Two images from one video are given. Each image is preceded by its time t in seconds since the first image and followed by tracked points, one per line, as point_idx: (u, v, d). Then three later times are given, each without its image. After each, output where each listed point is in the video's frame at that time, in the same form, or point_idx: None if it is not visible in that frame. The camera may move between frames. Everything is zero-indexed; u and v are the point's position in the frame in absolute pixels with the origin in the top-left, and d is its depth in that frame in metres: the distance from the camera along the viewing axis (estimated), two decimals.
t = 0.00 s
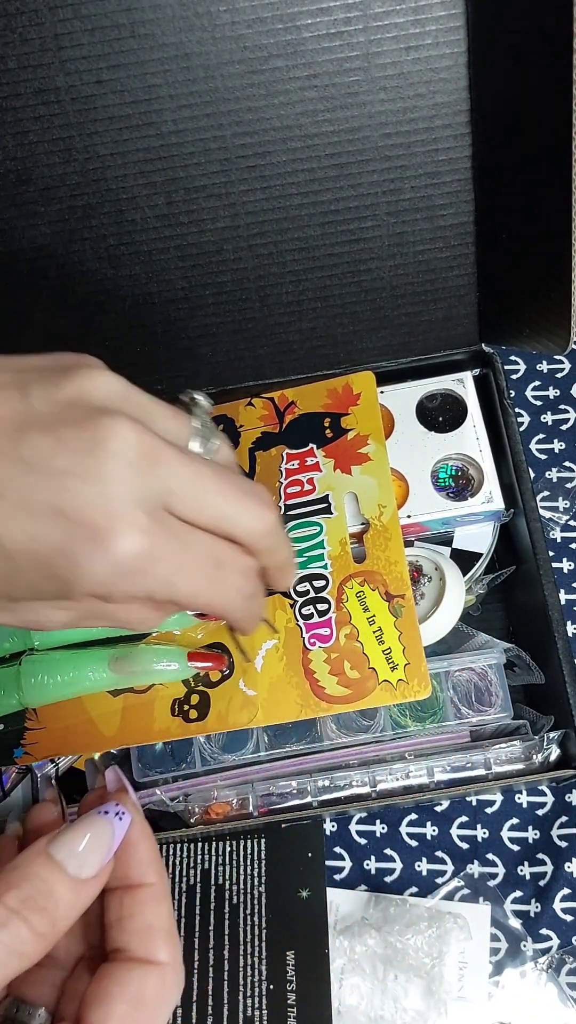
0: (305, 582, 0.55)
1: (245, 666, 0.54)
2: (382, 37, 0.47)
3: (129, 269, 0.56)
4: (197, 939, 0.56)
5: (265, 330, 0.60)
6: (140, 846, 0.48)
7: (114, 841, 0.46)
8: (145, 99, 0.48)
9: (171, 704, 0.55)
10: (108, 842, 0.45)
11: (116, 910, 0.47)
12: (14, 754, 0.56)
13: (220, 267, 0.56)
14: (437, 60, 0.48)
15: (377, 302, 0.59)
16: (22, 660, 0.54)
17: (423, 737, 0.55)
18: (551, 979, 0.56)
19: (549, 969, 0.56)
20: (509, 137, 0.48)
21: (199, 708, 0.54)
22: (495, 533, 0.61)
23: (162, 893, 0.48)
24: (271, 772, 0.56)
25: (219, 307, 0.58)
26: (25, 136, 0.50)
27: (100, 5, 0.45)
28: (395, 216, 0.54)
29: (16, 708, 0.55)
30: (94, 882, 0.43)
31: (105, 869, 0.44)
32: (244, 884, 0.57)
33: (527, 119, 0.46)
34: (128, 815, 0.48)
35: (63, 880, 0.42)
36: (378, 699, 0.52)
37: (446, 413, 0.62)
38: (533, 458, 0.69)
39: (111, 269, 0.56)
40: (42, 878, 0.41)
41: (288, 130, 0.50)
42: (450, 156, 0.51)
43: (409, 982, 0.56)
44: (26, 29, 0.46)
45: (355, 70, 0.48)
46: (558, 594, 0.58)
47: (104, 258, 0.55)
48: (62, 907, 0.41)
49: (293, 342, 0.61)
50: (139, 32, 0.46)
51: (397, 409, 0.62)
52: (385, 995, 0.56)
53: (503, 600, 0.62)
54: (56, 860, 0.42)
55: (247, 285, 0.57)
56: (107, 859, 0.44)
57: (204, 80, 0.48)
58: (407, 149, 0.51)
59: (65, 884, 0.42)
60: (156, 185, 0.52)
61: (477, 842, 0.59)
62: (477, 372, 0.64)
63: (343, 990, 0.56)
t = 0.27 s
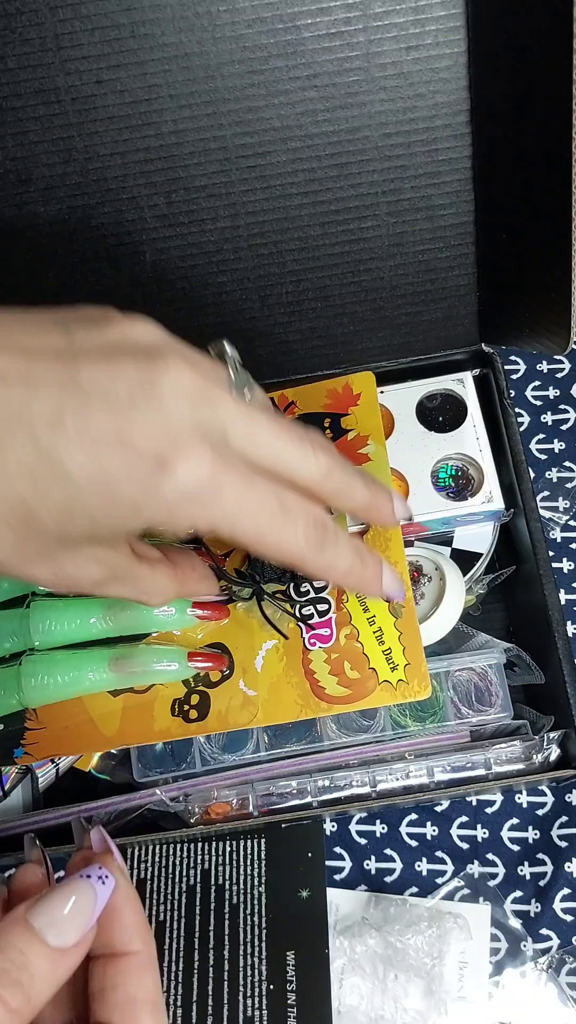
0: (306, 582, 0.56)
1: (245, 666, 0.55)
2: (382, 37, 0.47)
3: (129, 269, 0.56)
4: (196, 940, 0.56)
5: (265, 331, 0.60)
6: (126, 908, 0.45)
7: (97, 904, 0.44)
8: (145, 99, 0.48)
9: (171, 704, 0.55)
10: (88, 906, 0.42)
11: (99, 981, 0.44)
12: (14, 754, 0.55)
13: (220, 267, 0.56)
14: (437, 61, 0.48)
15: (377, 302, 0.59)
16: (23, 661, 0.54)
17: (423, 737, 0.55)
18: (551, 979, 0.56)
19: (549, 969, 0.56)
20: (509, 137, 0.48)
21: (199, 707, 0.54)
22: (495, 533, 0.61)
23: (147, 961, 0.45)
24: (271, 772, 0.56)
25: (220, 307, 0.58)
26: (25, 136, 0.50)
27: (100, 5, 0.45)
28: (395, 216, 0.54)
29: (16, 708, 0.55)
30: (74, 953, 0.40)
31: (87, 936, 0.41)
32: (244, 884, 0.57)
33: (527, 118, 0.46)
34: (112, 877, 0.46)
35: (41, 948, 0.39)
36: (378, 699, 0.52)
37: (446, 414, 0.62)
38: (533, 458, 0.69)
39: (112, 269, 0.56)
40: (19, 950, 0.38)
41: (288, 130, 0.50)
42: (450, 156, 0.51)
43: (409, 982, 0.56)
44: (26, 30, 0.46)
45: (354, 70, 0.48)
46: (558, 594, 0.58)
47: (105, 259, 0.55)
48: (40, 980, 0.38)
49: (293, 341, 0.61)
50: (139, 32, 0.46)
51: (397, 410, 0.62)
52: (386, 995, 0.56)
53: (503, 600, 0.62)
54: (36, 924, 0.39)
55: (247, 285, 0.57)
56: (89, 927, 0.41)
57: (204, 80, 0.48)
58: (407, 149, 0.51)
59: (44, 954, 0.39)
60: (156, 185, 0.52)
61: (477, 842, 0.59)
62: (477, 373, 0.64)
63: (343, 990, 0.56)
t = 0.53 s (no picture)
0: (305, 581, 0.55)
1: (245, 666, 0.54)
2: (382, 37, 0.47)
3: (128, 269, 0.55)
4: (196, 939, 0.56)
5: (265, 330, 0.59)
6: (121, 862, 0.46)
7: (94, 857, 0.44)
8: (145, 99, 0.49)
9: (171, 705, 0.55)
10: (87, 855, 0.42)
11: (97, 931, 0.45)
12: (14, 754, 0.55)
13: (220, 267, 0.55)
14: (436, 61, 0.48)
15: (377, 302, 0.58)
16: (22, 660, 0.55)
17: (422, 737, 0.56)
18: (551, 979, 0.56)
19: (549, 969, 0.56)
20: (509, 137, 0.48)
21: (199, 707, 0.54)
22: (495, 533, 0.61)
23: (142, 912, 0.46)
24: (270, 772, 0.56)
25: (220, 307, 0.58)
26: (25, 137, 0.50)
27: (100, 5, 0.45)
28: (395, 216, 0.54)
29: (16, 708, 0.55)
30: (75, 902, 0.40)
31: (86, 888, 0.41)
32: (244, 884, 0.57)
33: (527, 118, 0.46)
34: (107, 832, 0.46)
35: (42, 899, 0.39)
36: (378, 699, 0.52)
37: (445, 413, 0.62)
38: (533, 458, 0.69)
39: (111, 270, 0.55)
40: (19, 898, 0.38)
41: (288, 130, 0.50)
42: (450, 155, 0.52)
43: (409, 982, 0.56)
44: (26, 30, 0.46)
45: (355, 70, 0.48)
46: (558, 594, 0.58)
47: (104, 260, 0.55)
48: (41, 930, 0.38)
49: (293, 342, 0.60)
50: (139, 32, 0.46)
51: (397, 410, 0.62)
52: (386, 995, 0.55)
53: (503, 600, 0.62)
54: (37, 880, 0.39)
55: (247, 285, 0.57)
56: (87, 876, 0.41)
57: (204, 79, 0.48)
58: (407, 150, 0.51)
59: (44, 903, 0.39)
60: (156, 185, 0.52)
61: (477, 842, 0.59)
62: (477, 372, 0.64)
63: (343, 990, 0.55)
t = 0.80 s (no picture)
0: (306, 581, 0.55)
1: (245, 666, 0.54)
2: (382, 37, 0.47)
3: (128, 269, 0.55)
4: (196, 939, 0.56)
5: (265, 330, 0.59)
6: (107, 767, 0.45)
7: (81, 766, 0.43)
8: (145, 99, 0.49)
9: (171, 705, 0.55)
10: (73, 761, 0.42)
11: (87, 829, 0.43)
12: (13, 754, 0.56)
13: (220, 267, 0.55)
14: (436, 61, 0.48)
15: (377, 302, 0.58)
16: (22, 660, 0.55)
17: (422, 737, 0.55)
18: (551, 979, 0.56)
19: (549, 969, 0.56)
20: (509, 137, 0.48)
21: (199, 707, 0.54)
22: (495, 533, 0.61)
23: (131, 809, 0.44)
24: (270, 772, 0.56)
25: (220, 307, 0.58)
26: (25, 137, 0.50)
27: (101, 5, 0.45)
28: (395, 216, 0.54)
29: (16, 708, 0.55)
30: (65, 801, 0.40)
31: (74, 791, 0.41)
32: (244, 884, 0.57)
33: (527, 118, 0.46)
34: (91, 740, 0.45)
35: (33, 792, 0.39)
36: (378, 699, 0.52)
37: (445, 413, 0.62)
38: (533, 458, 0.69)
39: (111, 270, 0.55)
40: (11, 796, 0.38)
41: (288, 130, 0.50)
42: (450, 155, 0.52)
43: (409, 981, 0.56)
44: (26, 30, 0.47)
45: (355, 70, 0.48)
46: (558, 594, 0.58)
47: (104, 259, 0.55)
48: (34, 823, 0.39)
49: (293, 342, 0.60)
50: (139, 32, 0.46)
51: (397, 410, 0.62)
52: (386, 995, 0.55)
53: (503, 600, 0.62)
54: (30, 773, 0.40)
55: (247, 285, 0.57)
56: (74, 779, 0.41)
57: (204, 79, 0.48)
58: (406, 150, 0.51)
59: (36, 799, 0.39)
60: (157, 185, 0.52)
61: (477, 842, 0.59)
62: (477, 372, 0.64)
63: (343, 990, 0.55)
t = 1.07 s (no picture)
0: (306, 582, 0.55)
1: (245, 666, 0.54)
2: (382, 37, 0.47)
3: (129, 269, 0.55)
4: (196, 939, 0.56)
5: (265, 330, 0.59)
6: (138, 703, 0.43)
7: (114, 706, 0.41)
8: (145, 99, 0.49)
9: (171, 705, 0.55)
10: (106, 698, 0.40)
11: (119, 765, 0.42)
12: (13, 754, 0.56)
13: (220, 267, 0.55)
14: (437, 61, 0.48)
15: (377, 302, 0.58)
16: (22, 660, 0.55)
17: (421, 737, 0.55)
18: (551, 979, 0.56)
19: (549, 969, 0.56)
20: (509, 137, 0.48)
21: (199, 708, 0.54)
22: (495, 533, 0.61)
23: (162, 744, 0.43)
24: (271, 772, 0.56)
25: (220, 307, 0.58)
26: (25, 136, 0.50)
27: (101, 5, 0.45)
28: (395, 216, 0.54)
29: (16, 708, 0.55)
30: (97, 737, 0.39)
31: (106, 728, 0.40)
32: (244, 884, 0.57)
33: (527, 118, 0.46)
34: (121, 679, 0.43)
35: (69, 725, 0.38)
36: (378, 699, 0.52)
37: (445, 413, 0.62)
38: (533, 458, 0.69)
39: (111, 270, 0.55)
40: (42, 726, 0.37)
41: (288, 130, 0.50)
42: (450, 155, 0.52)
43: (409, 981, 0.56)
44: (27, 30, 0.47)
45: (355, 70, 0.48)
46: (559, 594, 0.58)
47: (104, 259, 0.55)
48: (67, 755, 0.37)
49: (293, 342, 0.60)
50: (139, 32, 0.46)
51: (397, 410, 0.62)
52: (385, 995, 0.55)
53: (503, 600, 0.62)
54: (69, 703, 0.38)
55: (247, 285, 0.57)
56: (106, 717, 0.39)
57: (205, 79, 0.48)
58: (406, 150, 0.51)
59: (67, 731, 0.38)
60: (157, 185, 0.52)
61: (477, 842, 0.59)
62: (477, 372, 0.64)
63: (343, 990, 0.55)
